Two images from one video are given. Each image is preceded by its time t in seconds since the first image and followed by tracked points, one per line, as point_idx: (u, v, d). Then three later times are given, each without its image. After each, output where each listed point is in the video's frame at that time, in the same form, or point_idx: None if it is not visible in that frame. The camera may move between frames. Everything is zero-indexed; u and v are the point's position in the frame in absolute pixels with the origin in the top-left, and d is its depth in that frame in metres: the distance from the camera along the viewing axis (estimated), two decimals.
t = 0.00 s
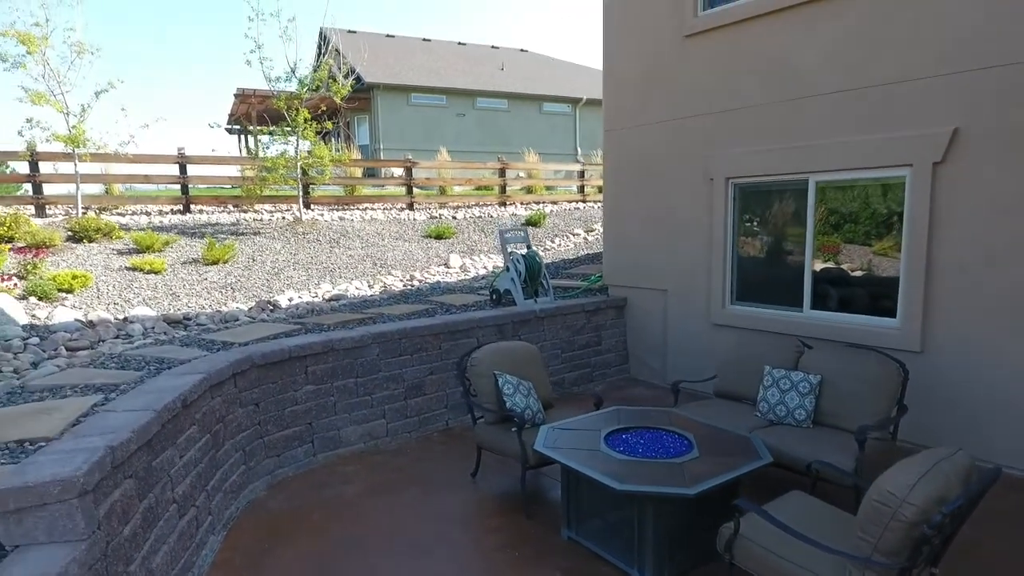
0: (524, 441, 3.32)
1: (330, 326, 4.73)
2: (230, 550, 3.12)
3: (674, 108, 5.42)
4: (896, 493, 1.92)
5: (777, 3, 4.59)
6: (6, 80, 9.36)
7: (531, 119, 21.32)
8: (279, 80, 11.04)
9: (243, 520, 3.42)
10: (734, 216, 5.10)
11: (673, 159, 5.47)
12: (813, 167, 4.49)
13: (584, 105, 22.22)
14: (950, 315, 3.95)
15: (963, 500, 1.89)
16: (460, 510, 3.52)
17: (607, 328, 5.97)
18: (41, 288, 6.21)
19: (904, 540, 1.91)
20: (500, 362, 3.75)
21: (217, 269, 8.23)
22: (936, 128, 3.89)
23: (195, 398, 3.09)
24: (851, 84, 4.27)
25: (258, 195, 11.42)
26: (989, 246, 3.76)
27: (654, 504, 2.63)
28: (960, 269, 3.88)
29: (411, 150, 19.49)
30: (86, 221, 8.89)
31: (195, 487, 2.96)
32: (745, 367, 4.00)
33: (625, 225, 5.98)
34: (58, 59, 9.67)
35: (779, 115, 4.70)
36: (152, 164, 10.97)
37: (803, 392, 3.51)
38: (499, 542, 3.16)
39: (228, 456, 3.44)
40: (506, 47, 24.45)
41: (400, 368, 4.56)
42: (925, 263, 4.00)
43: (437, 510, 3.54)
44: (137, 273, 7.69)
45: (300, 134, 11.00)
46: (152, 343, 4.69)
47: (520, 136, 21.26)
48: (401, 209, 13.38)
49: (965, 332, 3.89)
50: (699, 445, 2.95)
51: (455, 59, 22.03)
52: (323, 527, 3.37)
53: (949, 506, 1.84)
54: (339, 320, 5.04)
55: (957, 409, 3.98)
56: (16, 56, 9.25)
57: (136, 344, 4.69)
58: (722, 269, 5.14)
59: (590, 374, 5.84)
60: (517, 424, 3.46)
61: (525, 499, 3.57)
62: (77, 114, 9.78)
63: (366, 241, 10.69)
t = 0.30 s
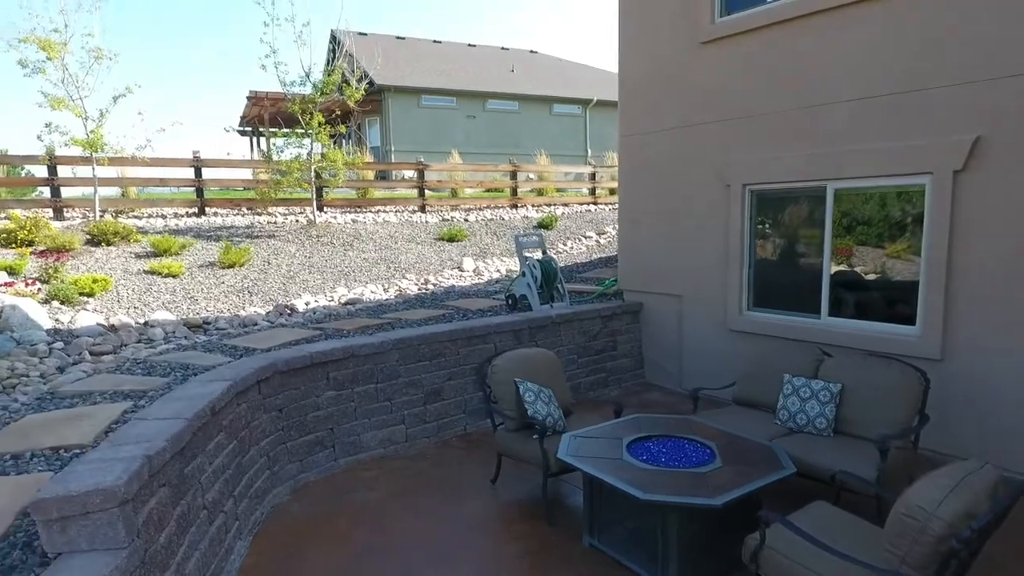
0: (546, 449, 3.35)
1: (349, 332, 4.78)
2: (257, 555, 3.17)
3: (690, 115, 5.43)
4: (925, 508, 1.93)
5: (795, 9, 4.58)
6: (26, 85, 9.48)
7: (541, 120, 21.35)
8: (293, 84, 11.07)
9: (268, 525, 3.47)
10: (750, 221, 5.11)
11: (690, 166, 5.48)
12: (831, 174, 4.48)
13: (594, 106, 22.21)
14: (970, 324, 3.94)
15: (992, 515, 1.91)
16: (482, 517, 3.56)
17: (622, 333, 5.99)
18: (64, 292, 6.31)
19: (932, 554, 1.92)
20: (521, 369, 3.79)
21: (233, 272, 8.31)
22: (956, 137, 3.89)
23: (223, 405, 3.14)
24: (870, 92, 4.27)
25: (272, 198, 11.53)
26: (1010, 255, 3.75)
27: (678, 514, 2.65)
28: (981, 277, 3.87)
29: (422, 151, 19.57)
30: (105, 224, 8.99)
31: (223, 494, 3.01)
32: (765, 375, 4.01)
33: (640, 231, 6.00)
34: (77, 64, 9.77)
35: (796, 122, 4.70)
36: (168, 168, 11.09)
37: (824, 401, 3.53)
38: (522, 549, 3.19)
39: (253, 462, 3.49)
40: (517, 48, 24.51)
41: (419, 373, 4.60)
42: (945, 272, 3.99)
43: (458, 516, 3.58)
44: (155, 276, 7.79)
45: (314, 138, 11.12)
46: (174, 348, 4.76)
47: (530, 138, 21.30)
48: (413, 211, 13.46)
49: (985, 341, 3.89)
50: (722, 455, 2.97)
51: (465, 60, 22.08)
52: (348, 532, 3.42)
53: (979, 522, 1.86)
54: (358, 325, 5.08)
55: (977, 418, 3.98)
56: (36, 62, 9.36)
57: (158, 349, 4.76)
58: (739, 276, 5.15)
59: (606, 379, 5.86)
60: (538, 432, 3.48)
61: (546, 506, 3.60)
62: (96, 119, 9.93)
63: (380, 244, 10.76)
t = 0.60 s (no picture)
0: (571, 455, 3.38)
1: (371, 337, 4.83)
2: (287, 559, 3.23)
3: (710, 120, 5.44)
4: (957, 520, 1.95)
5: (816, 16, 4.59)
6: (50, 90, 9.63)
7: (554, 122, 21.37)
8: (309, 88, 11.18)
9: (296, 528, 3.53)
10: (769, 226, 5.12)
11: (709, 171, 5.49)
12: (853, 181, 4.48)
13: (607, 107, 22.18)
14: (995, 331, 3.93)
15: None
16: (506, 522, 3.60)
17: (640, 338, 6.01)
18: (89, 296, 6.42)
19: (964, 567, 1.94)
20: (544, 375, 3.82)
21: (253, 275, 8.42)
22: (980, 144, 3.88)
23: (254, 411, 3.20)
24: (892, 99, 4.26)
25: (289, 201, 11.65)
26: None
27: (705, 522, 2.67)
28: (1005, 285, 3.86)
29: (435, 153, 19.66)
30: (126, 228, 9.12)
31: (255, 498, 3.07)
32: (786, 381, 4.03)
33: (658, 236, 6.02)
34: (99, 70, 9.90)
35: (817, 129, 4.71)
36: (186, 171, 11.23)
37: (847, 408, 3.54)
38: (547, 555, 3.23)
39: (282, 466, 3.54)
40: (529, 50, 24.55)
41: (441, 378, 4.65)
42: (968, 279, 3.99)
43: (482, 521, 3.62)
44: (177, 279, 7.89)
45: (331, 141, 11.25)
46: (198, 352, 4.83)
47: (543, 139, 21.33)
48: (427, 214, 13.55)
49: (1010, 349, 3.88)
50: (747, 463, 2.99)
51: (478, 62, 22.14)
52: (374, 536, 3.47)
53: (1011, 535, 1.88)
54: (379, 330, 5.14)
55: (1001, 426, 3.97)
56: (59, 67, 9.49)
57: (184, 353, 4.83)
58: (759, 282, 5.15)
59: (624, 384, 5.88)
60: (563, 438, 3.52)
61: (570, 512, 3.63)
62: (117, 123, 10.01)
63: (395, 247, 10.84)
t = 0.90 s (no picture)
0: (599, 461, 3.42)
1: (396, 341, 4.89)
2: (320, 561, 3.29)
3: (732, 126, 5.45)
4: (994, 532, 1.97)
5: (840, 23, 4.59)
6: (76, 95, 9.82)
7: (569, 123, 21.39)
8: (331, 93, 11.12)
9: (328, 530, 3.60)
10: (793, 232, 5.11)
11: (731, 176, 5.50)
12: (878, 187, 4.48)
13: (622, 108, 22.16)
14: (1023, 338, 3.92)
15: None
16: (533, 526, 3.64)
17: (661, 342, 6.03)
18: (118, 298, 6.54)
19: None
20: (570, 381, 3.86)
21: (274, 277, 8.53)
22: (1008, 151, 3.87)
23: (288, 416, 3.26)
24: (918, 105, 4.25)
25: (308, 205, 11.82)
26: None
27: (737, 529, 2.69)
28: None
29: (450, 155, 19.76)
30: (150, 231, 9.28)
31: (290, 501, 3.13)
32: (812, 388, 4.04)
33: (679, 241, 6.04)
34: (124, 76, 10.06)
35: (842, 135, 4.70)
36: (208, 174, 11.39)
37: (875, 416, 3.55)
38: (576, 559, 3.27)
39: (313, 469, 3.61)
40: (543, 51, 24.61)
41: (465, 383, 4.70)
42: (996, 286, 3.98)
43: (510, 525, 3.66)
44: (200, 282, 8.02)
45: (351, 145, 11.39)
46: (227, 356, 4.92)
47: (558, 140, 21.35)
48: (444, 216, 13.64)
49: None
50: (777, 471, 3.01)
51: (493, 64, 22.21)
52: (404, 539, 3.52)
53: None
54: (404, 334, 5.20)
55: None
56: (85, 73, 9.66)
57: (213, 357, 4.92)
58: (782, 287, 5.15)
59: (645, 388, 5.90)
60: (590, 443, 3.55)
61: (596, 517, 3.67)
62: (141, 128, 10.16)
63: (414, 249, 10.92)
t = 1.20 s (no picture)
0: (626, 467, 3.45)
1: (421, 345, 4.95)
2: (352, 563, 3.35)
3: (753, 132, 5.46)
4: None
5: (863, 30, 4.58)
6: (101, 100, 9.97)
7: (583, 124, 21.39)
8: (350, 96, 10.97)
9: (358, 533, 3.65)
10: (816, 238, 5.11)
11: (753, 181, 5.50)
12: (903, 194, 4.48)
13: (637, 109, 22.12)
14: None
15: None
16: (560, 530, 3.68)
17: (682, 346, 6.05)
18: (144, 301, 6.65)
19: None
20: (596, 386, 3.89)
21: (295, 280, 8.64)
22: None
23: (321, 420, 3.32)
24: (944, 112, 4.25)
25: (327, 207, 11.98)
26: None
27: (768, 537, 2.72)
28: None
29: (465, 157, 19.84)
30: (173, 234, 9.43)
31: (324, 505, 3.19)
32: (837, 395, 4.05)
33: (700, 245, 6.05)
34: (147, 81, 10.20)
35: (866, 141, 4.70)
36: (228, 177, 11.54)
37: (902, 424, 3.55)
38: (604, 564, 3.31)
39: (344, 472, 3.67)
40: (557, 52, 24.65)
41: (490, 387, 4.75)
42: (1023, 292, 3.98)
43: (537, 529, 3.70)
44: (223, 284, 8.13)
45: (369, 148, 11.51)
46: (254, 359, 5.00)
47: (572, 142, 21.37)
48: (460, 218, 13.72)
49: None
50: (806, 479, 3.03)
51: (508, 66, 22.27)
52: (433, 542, 3.58)
53: None
54: (428, 339, 5.25)
55: None
56: (110, 78, 9.81)
57: (241, 361, 5.01)
58: (805, 293, 5.15)
59: (666, 393, 5.92)
60: (618, 450, 3.58)
61: (623, 522, 3.70)
62: (164, 132, 10.28)
63: (431, 251, 11.00)
